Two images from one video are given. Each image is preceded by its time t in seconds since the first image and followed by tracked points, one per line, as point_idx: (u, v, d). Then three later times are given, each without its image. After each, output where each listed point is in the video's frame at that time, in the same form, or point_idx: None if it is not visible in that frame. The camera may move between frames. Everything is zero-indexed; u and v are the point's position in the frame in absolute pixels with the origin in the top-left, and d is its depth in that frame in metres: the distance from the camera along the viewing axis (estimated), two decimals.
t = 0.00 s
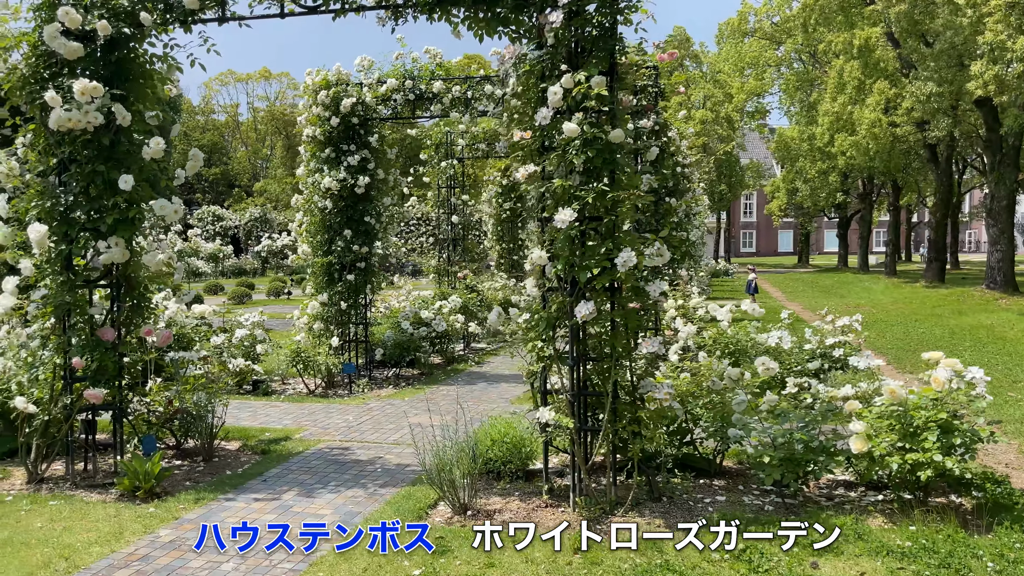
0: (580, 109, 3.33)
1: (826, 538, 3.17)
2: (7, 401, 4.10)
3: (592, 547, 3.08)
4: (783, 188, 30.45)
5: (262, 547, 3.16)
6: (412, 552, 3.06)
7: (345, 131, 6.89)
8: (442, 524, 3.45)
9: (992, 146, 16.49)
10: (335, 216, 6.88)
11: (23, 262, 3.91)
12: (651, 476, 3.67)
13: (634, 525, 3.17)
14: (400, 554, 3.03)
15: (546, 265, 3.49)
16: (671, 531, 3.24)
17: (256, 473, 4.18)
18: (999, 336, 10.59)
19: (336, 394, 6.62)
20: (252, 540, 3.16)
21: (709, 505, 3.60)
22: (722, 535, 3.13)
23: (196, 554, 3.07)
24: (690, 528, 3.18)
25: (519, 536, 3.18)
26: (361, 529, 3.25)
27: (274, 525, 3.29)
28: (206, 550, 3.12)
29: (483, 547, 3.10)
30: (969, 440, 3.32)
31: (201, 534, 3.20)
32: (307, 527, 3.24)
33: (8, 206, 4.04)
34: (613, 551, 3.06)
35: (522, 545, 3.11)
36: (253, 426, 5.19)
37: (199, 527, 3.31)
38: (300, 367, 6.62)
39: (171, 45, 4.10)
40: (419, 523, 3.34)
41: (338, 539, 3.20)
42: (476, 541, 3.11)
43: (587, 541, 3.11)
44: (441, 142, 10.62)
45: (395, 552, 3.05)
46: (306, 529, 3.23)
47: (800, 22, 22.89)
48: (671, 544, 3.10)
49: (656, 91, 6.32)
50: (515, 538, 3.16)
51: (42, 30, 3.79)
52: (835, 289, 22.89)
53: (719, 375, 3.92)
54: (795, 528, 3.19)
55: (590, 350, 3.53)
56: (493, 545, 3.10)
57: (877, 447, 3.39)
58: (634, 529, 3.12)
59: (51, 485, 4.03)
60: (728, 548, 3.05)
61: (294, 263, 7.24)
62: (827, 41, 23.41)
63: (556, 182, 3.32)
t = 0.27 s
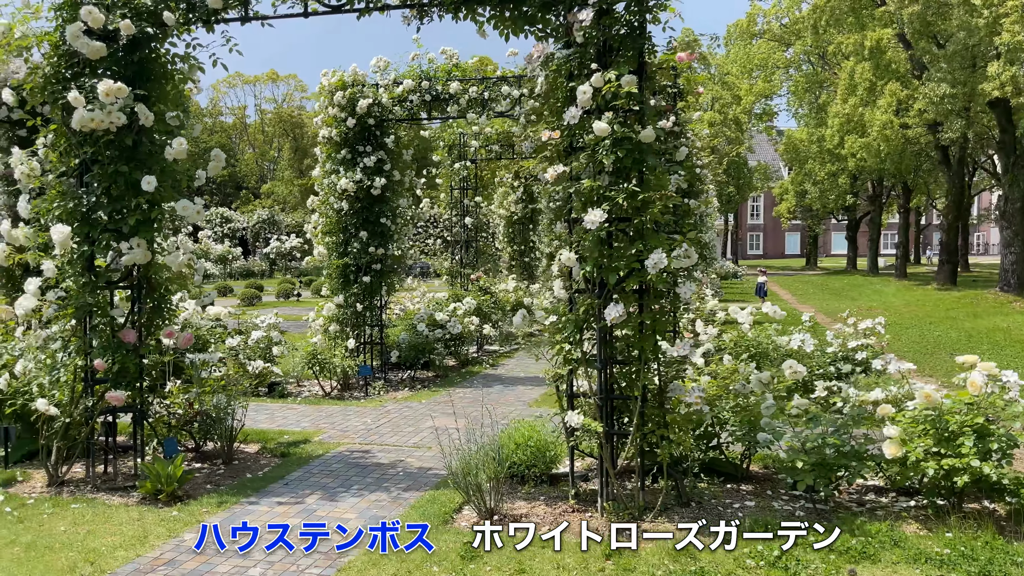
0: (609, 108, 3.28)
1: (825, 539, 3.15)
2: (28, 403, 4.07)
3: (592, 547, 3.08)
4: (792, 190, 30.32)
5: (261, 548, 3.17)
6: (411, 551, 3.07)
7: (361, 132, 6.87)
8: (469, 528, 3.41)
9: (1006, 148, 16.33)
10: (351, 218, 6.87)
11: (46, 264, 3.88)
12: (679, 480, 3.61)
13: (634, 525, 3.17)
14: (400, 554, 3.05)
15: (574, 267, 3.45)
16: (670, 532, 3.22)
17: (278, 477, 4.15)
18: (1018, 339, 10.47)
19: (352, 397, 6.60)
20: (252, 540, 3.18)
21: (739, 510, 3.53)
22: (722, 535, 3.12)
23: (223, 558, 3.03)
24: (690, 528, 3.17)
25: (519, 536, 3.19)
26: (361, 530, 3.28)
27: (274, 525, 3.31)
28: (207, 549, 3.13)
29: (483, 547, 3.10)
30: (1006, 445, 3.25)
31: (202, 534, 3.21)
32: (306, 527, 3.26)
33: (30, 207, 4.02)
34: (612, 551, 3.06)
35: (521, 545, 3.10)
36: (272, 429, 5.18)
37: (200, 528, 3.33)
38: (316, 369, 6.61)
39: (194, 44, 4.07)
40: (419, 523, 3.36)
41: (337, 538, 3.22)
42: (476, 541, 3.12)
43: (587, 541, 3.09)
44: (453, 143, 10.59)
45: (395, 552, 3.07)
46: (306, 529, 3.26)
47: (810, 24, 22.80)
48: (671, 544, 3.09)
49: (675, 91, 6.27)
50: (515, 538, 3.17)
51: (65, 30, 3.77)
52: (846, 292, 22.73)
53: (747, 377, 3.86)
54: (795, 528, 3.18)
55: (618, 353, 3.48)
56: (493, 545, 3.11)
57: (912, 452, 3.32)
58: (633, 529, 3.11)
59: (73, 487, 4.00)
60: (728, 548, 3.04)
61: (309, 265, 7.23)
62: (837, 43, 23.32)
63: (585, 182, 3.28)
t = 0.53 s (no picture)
0: (639, 107, 3.25)
1: (825, 538, 3.14)
2: (51, 403, 4.06)
3: (592, 547, 3.08)
4: (801, 192, 30.20)
5: (261, 548, 3.17)
6: (411, 551, 3.08)
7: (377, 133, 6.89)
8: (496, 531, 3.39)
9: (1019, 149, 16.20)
10: (367, 219, 6.88)
11: (71, 264, 3.87)
12: (707, 483, 3.57)
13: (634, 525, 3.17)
14: (400, 554, 3.06)
15: (602, 268, 3.41)
16: (671, 532, 3.24)
17: (300, 478, 4.14)
18: None
19: (368, 398, 6.61)
20: (252, 539, 3.18)
21: (768, 513, 3.48)
22: (722, 535, 3.11)
23: (251, 560, 3.01)
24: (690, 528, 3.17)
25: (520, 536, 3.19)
26: (360, 530, 3.28)
27: (274, 525, 3.31)
28: (206, 550, 3.12)
29: (483, 546, 3.12)
30: None
31: (201, 534, 3.21)
32: (306, 527, 3.26)
33: (54, 206, 4.01)
34: (613, 551, 3.06)
35: (521, 545, 3.11)
36: (291, 430, 5.19)
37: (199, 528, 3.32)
38: (333, 370, 6.61)
39: (217, 44, 4.05)
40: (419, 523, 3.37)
41: (337, 538, 3.23)
42: (476, 541, 3.13)
43: (587, 541, 3.11)
44: (466, 144, 10.59)
45: (395, 552, 3.08)
46: (306, 529, 3.26)
47: (819, 24, 22.71)
48: (671, 544, 3.09)
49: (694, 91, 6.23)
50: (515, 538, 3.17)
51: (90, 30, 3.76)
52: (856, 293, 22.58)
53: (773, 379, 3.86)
54: (795, 528, 3.16)
55: (646, 355, 3.43)
56: (493, 545, 3.12)
57: (946, 455, 3.27)
58: (634, 529, 3.13)
59: (96, 488, 3.98)
60: (728, 548, 3.04)
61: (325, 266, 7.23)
62: (846, 43, 23.23)
63: (614, 183, 3.25)
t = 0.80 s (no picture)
0: (666, 106, 3.22)
1: (824, 538, 3.13)
2: (71, 403, 4.05)
3: (593, 547, 3.09)
4: (808, 192, 30.12)
5: (262, 547, 3.17)
6: (411, 552, 3.10)
7: (392, 132, 6.98)
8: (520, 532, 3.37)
9: None
10: (381, 219, 6.91)
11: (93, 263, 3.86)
12: (733, 484, 3.54)
13: (634, 525, 3.19)
14: (400, 554, 3.07)
15: (627, 268, 3.38)
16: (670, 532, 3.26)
17: (320, 479, 4.14)
18: None
19: (382, 398, 6.66)
20: (252, 540, 3.18)
21: (794, 515, 3.45)
22: (722, 535, 3.12)
23: (277, 561, 3.01)
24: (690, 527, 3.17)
25: (520, 536, 3.21)
26: (361, 530, 3.29)
27: (275, 526, 3.31)
28: (207, 549, 3.12)
29: (483, 546, 3.13)
30: None
31: (202, 534, 3.20)
32: (307, 527, 3.26)
33: (75, 206, 4.00)
34: (612, 551, 3.07)
35: (521, 545, 3.12)
36: (308, 430, 5.20)
37: (199, 527, 3.31)
38: (348, 370, 6.67)
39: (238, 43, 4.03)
40: (420, 523, 3.38)
41: (337, 538, 3.23)
42: (477, 541, 3.14)
43: (587, 541, 3.11)
44: (476, 144, 10.61)
45: (395, 552, 3.09)
46: (306, 529, 3.26)
47: (827, 25, 22.65)
48: (671, 544, 3.11)
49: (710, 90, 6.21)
50: (516, 538, 3.19)
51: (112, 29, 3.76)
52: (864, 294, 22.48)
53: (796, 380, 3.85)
54: (795, 527, 3.15)
55: (671, 356, 3.41)
56: (493, 545, 3.13)
57: (974, 457, 3.24)
58: (633, 530, 3.15)
59: (117, 488, 3.97)
60: (728, 548, 3.04)
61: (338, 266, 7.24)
62: (854, 43, 23.16)
63: (640, 182, 3.21)
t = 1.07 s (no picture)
0: (690, 106, 3.20)
1: (823, 538, 3.13)
2: (90, 403, 4.04)
3: (592, 547, 3.10)
4: (812, 192, 30.11)
5: (262, 547, 3.18)
6: (412, 552, 3.11)
7: (404, 132, 7.04)
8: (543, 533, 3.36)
9: None
10: (394, 218, 6.99)
11: (114, 262, 3.85)
12: (755, 485, 3.51)
13: (634, 525, 3.19)
14: (401, 554, 3.09)
15: (650, 268, 3.36)
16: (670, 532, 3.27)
17: (339, 479, 4.13)
18: None
19: (394, 397, 6.70)
20: (252, 540, 3.18)
21: (817, 516, 3.42)
22: (722, 535, 3.11)
23: (302, 561, 3.01)
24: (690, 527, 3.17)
25: (519, 536, 3.22)
26: (360, 530, 3.30)
27: (274, 526, 3.31)
28: (207, 549, 3.12)
29: (483, 546, 3.13)
30: None
31: (201, 535, 3.20)
32: (306, 527, 3.27)
33: (95, 205, 3.99)
34: (613, 551, 3.08)
35: (522, 545, 3.13)
36: (323, 430, 5.22)
37: (199, 527, 3.31)
38: (360, 370, 6.71)
39: (257, 43, 4.03)
40: (419, 523, 3.39)
41: (338, 538, 3.24)
42: (477, 541, 3.15)
43: (587, 541, 3.11)
44: (484, 144, 10.62)
45: (395, 552, 3.10)
46: (306, 529, 3.27)
47: (832, 24, 22.64)
48: (671, 544, 3.11)
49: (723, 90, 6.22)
50: (516, 538, 3.20)
51: (133, 29, 3.76)
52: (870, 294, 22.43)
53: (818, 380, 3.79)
54: (795, 527, 3.14)
55: (694, 356, 3.39)
56: (493, 545, 3.14)
57: (1000, 458, 3.21)
58: (634, 530, 3.15)
59: (136, 488, 3.96)
60: (728, 548, 3.04)
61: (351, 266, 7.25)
62: (859, 43, 23.15)
63: (664, 182, 3.19)
